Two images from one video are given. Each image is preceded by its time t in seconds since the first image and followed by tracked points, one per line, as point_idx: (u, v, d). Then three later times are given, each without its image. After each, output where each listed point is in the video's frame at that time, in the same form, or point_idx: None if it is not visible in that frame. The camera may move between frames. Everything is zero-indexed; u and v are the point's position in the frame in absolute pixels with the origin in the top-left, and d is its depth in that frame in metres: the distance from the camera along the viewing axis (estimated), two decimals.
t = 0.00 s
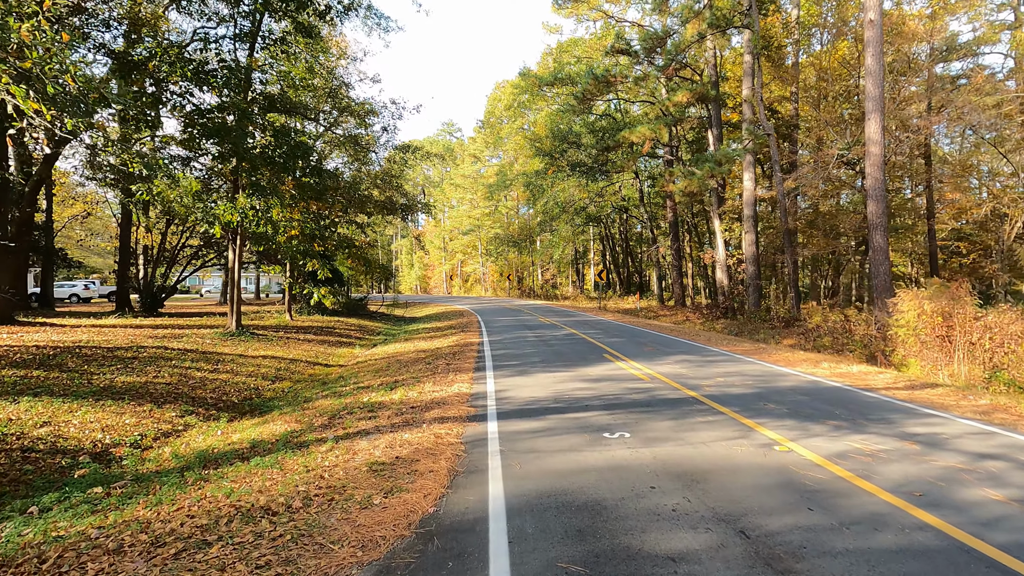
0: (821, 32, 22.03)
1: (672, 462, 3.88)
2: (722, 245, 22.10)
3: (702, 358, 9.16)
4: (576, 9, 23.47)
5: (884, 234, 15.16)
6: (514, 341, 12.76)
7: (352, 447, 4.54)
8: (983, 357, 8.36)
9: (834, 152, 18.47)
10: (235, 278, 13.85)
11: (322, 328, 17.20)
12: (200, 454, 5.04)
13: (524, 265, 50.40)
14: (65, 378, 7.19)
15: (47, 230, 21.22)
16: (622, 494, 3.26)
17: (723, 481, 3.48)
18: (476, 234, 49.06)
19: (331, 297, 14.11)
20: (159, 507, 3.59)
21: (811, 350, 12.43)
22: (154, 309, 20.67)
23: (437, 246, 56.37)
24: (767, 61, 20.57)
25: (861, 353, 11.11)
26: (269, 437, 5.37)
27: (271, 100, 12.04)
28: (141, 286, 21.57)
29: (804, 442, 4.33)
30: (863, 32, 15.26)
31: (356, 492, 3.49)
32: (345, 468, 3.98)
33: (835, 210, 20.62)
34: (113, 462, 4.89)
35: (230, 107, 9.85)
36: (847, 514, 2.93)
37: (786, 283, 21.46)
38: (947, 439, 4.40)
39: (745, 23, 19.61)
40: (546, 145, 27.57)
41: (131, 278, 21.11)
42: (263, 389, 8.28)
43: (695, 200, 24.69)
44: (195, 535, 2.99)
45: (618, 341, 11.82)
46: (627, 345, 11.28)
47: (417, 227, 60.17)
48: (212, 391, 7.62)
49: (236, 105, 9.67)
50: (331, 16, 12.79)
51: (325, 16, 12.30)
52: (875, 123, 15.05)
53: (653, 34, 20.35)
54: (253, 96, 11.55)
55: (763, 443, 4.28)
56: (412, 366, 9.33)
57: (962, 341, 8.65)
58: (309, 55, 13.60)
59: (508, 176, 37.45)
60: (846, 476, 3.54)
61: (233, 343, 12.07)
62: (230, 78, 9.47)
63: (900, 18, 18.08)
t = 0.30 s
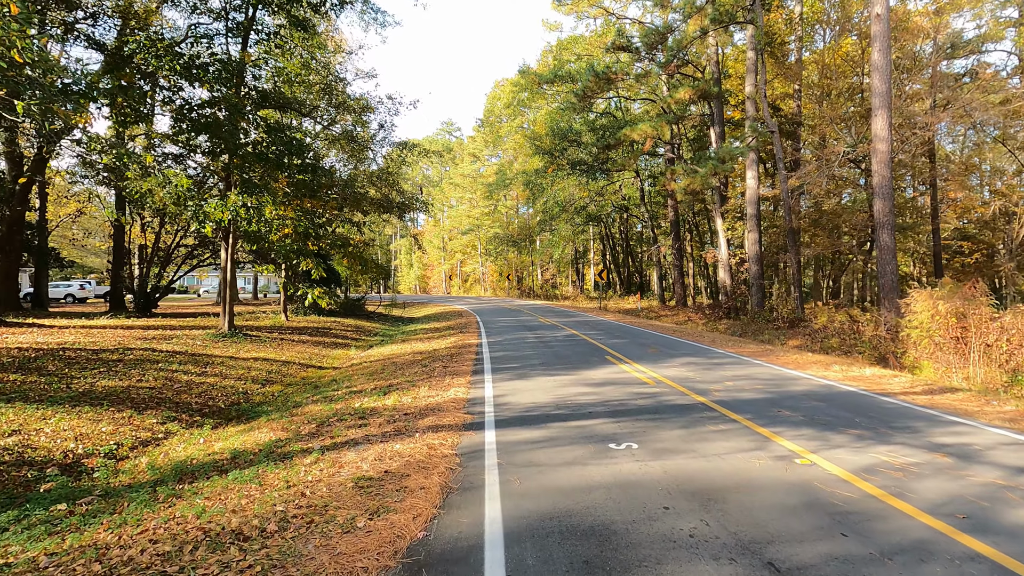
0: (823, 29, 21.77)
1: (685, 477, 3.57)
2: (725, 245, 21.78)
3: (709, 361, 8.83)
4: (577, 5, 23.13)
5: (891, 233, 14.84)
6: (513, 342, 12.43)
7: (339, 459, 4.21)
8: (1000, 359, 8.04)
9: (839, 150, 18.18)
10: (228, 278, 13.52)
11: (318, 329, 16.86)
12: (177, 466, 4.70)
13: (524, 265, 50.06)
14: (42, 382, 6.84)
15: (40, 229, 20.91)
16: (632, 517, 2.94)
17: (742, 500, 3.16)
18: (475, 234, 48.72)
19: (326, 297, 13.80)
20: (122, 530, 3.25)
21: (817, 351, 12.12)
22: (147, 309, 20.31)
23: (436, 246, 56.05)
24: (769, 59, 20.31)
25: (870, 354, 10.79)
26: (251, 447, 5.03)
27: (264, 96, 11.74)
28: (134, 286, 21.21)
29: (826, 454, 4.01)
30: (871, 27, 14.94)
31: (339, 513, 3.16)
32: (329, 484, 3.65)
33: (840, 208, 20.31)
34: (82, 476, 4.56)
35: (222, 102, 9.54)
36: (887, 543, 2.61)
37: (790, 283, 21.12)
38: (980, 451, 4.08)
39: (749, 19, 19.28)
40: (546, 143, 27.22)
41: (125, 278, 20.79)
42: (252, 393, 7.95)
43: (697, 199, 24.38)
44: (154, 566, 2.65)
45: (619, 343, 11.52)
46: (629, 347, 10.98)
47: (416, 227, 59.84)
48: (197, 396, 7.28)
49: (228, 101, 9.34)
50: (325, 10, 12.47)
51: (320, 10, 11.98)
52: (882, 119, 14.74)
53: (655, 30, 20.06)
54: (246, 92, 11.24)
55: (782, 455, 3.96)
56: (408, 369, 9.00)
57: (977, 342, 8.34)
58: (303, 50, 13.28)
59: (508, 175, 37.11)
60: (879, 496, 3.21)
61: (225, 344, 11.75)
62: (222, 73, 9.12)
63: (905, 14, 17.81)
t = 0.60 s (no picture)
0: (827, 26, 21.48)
1: (702, 498, 3.20)
2: (728, 244, 21.45)
3: (716, 364, 8.48)
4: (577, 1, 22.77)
5: (899, 231, 14.49)
6: (511, 344, 12.06)
7: (320, 475, 3.85)
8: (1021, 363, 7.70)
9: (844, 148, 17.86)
10: (218, 278, 13.15)
11: (312, 330, 16.52)
12: (146, 482, 4.33)
13: (523, 265, 49.70)
14: (13, 388, 6.46)
15: (33, 228, 20.60)
16: (646, 550, 2.57)
17: (768, 527, 2.80)
18: (474, 234, 48.36)
19: (319, 297, 13.43)
20: (69, 561, 2.89)
21: (826, 354, 11.76)
22: (140, 310, 19.94)
23: (436, 246, 55.71)
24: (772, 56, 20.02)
25: (881, 357, 10.44)
26: (230, 459, 4.67)
27: (257, 91, 11.42)
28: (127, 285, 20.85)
29: (856, 471, 3.64)
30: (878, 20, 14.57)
31: (313, 543, 2.79)
32: (306, 506, 3.29)
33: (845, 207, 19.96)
34: (42, 494, 4.18)
35: (212, 96, 9.17)
36: None
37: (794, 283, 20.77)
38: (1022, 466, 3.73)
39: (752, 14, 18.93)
40: (545, 141, 26.85)
41: (118, 278, 20.45)
42: (238, 399, 7.57)
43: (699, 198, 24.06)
44: None
45: (622, 344, 11.16)
46: (631, 349, 10.61)
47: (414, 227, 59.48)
48: (179, 402, 6.91)
49: (218, 95, 8.97)
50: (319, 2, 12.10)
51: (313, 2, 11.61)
52: (890, 115, 14.38)
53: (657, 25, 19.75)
54: (237, 86, 10.88)
55: (807, 472, 3.60)
56: (402, 373, 8.64)
57: (995, 345, 8.00)
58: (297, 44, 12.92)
59: (507, 174, 36.77)
60: (922, 522, 2.85)
61: (214, 346, 11.39)
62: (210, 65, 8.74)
63: (911, 10, 17.52)
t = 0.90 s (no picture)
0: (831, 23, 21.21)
1: (726, 522, 2.86)
2: (731, 243, 21.11)
3: (725, 367, 8.14)
4: None
5: (907, 230, 14.16)
6: (512, 345, 11.74)
7: (301, 492, 3.50)
8: None
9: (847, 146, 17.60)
10: (210, 277, 12.80)
11: (308, 330, 16.18)
12: (111, 498, 3.96)
13: (523, 265, 49.35)
14: None
15: (25, 227, 20.26)
16: None
17: (804, 559, 2.45)
18: (474, 234, 48.02)
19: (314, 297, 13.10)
20: None
21: (836, 356, 11.41)
22: (133, 310, 19.57)
23: (435, 246, 55.38)
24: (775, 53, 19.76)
25: (894, 359, 10.09)
26: (207, 472, 4.32)
27: (252, 86, 11.15)
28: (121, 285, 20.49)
29: (892, 489, 3.29)
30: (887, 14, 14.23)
31: None
32: (282, 530, 2.95)
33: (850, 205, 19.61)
34: None
35: (201, 90, 8.86)
36: None
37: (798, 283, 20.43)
38: None
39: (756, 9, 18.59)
40: (545, 139, 26.51)
41: (111, 278, 20.15)
42: (225, 404, 7.22)
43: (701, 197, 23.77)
44: None
45: (625, 345, 10.89)
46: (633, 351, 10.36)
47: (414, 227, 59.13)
48: (161, 408, 6.55)
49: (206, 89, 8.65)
50: None
51: None
52: (898, 110, 14.01)
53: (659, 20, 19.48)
54: (229, 80, 10.56)
55: (839, 491, 3.25)
56: (398, 376, 8.32)
57: (1016, 347, 7.66)
58: (292, 38, 12.58)
59: (507, 173, 36.44)
60: (980, 553, 2.50)
61: (205, 348, 11.04)
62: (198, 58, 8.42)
63: (916, 6, 17.26)
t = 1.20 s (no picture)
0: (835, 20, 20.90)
1: (756, 556, 2.52)
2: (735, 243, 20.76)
3: (734, 371, 7.79)
4: None
5: (915, 229, 13.82)
6: (511, 347, 11.41)
7: (279, 516, 3.15)
8: None
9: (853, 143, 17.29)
10: (202, 278, 12.46)
11: (302, 331, 15.82)
12: (71, 521, 3.61)
13: (523, 265, 49.01)
14: None
15: (17, 225, 19.90)
16: None
17: None
18: (473, 233, 47.66)
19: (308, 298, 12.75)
20: None
21: (846, 358, 11.08)
22: (126, 311, 19.20)
23: (434, 246, 55.02)
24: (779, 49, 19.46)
25: (907, 362, 9.76)
26: (180, 491, 3.97)
27: (247, 81, 10.85)
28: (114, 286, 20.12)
29: (937, 515, 2.95)
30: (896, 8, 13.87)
31: None
32: (252, 564, 2.61)
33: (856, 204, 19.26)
34: None
35: (191, 84, 8.53)
36: None
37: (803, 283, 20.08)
38: None
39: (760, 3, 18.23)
40: (545, 137, 26.14)
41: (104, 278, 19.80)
42: (210, 411, 6.87)
43: (704, 195, 23.44)
44: None
45: (628, 348, 10.58)
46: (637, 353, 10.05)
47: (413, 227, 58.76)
48: (142, 416, 6.20)
49: (195, 82, 8.33)
50: None
51: None
52: (907, 106, 13.60)
53: (661, 15, 19.17)
54: (221, 75, 10.24)
55: (878, 517, 2.91)
56: (393, 380, 7.98)
57: None
58: (285, 33, 12.26)
59: (506, 172, 36.10)
60: None
61: (194, 351, 10.69)
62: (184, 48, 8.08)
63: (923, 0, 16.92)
